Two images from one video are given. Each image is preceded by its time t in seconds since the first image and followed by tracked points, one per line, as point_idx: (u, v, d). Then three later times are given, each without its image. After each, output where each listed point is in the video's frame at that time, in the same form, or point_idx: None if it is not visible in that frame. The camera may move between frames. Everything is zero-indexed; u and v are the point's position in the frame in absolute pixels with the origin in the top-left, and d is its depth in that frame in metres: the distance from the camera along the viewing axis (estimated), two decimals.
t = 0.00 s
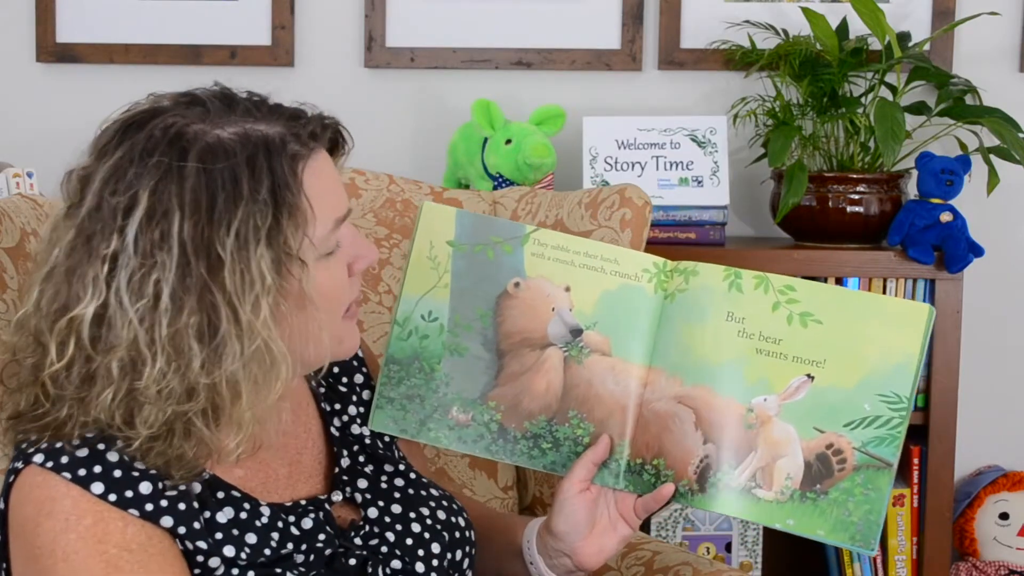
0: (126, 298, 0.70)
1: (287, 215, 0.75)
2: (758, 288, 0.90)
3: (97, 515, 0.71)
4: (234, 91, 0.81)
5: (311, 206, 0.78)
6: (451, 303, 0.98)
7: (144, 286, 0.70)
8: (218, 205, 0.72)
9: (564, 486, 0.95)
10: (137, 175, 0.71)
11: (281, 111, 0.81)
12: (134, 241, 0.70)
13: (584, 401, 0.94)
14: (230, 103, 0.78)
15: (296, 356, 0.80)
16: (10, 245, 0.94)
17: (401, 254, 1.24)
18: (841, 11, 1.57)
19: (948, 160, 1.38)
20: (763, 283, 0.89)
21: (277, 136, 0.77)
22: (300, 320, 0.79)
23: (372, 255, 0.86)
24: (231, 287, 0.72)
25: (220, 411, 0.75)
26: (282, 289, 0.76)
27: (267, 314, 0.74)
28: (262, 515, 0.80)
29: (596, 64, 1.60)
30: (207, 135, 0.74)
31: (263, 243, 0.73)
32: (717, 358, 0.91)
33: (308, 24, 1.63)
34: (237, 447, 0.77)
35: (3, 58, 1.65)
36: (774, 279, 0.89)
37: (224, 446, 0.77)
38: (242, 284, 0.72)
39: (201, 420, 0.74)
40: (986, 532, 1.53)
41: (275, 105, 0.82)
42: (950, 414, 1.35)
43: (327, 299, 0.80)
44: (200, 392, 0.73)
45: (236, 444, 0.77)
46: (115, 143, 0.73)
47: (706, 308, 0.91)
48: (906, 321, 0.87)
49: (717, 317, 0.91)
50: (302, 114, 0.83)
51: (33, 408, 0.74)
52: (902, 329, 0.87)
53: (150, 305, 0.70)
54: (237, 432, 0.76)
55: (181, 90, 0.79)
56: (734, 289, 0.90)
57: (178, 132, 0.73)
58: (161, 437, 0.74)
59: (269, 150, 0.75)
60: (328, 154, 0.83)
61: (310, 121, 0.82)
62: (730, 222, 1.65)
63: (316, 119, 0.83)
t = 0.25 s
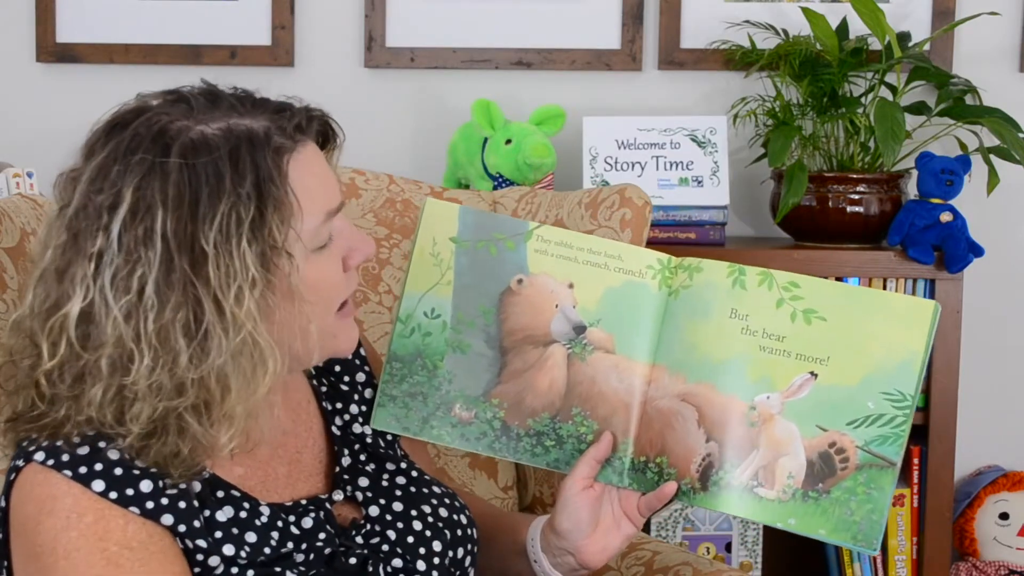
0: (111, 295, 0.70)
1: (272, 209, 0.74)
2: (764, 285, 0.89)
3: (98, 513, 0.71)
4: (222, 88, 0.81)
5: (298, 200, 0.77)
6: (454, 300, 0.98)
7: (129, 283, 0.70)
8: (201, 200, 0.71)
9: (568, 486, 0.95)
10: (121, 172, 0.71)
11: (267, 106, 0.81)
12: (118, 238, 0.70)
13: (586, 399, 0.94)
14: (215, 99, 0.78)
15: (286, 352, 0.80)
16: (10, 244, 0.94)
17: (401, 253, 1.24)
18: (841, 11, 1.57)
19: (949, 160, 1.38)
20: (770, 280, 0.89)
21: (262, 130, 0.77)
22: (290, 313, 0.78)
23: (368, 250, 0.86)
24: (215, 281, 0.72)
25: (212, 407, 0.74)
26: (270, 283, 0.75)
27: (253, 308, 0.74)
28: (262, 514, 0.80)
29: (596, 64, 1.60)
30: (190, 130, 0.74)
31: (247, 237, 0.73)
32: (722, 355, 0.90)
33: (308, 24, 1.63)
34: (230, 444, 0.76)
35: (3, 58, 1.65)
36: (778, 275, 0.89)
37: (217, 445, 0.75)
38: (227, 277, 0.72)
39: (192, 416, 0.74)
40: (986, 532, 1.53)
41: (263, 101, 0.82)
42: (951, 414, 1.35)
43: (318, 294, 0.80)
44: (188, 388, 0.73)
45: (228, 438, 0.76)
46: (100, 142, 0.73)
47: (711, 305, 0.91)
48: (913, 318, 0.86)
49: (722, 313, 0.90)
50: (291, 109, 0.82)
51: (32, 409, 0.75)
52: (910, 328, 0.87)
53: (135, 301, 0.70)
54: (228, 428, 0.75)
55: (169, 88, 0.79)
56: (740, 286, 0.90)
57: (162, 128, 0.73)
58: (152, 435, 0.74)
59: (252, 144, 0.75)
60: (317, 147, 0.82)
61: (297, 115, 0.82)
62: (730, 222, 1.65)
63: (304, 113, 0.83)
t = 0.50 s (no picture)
0: (101, 291, 0.70)
1: (264, 207, 0.74)
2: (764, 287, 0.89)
3: (95, 513, 0.71)
4: (217, 87, 0.81)
5: (291, 198, 0.77)
6: (454, 301, 0.98)
7: (119, 280, 0.70)
8: (192, 197, 0.71)
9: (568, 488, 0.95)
10: (112, 169, 0.71)
11: (262, 105, 0.81)
12: (109, 235, 0.70)
13: (586, 400, 0.95)
14: (208, 97, 0.78)
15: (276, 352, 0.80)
16: (10, 244, 0.94)
17: (401, 254, 1.24)
18: (841, 11, 1.57)
19: (949, 160, 1.38)
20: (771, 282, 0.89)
21: (255, 128, 0.77)
22: (281, 311, 0.78)
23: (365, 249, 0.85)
24: (205, 278, 0.72)
25: (202, 405, 0.74)
26: (261, 281, 0.75)
27: (244, 306, 0.73)
28: (260, 514, 0.80)
29: (596, 64, 1.60)
30: (182, 128, 0.74)
31: (238, 234, 0.72)
32: (722, 356, 0.90)
33: (308, 24, 1.63)
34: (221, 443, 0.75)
35: (3, 58, 1.65)
36: (779, 277, 0.89)
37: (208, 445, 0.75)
38: (217, 275, 0.72)
39: (182, 414, 0.73)
40: (986, 532, 1.53)
41: (258, 100, 0.82)
42: (950, 414, 1.35)
43: (313, 293, 0.80)
44: (178, 385, 0.72)
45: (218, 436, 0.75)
46: (93, 140, 0.73)
47: (711, 306, 0.91)
48: (912, 319, 0.86)
49: (722, 314, 0.90)
50: (286, 109, 0.82)
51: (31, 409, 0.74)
52: (912, 328, 0.86)
53: (125, 298, 0.70)
54: (219, 426, 0.75)
55: (164, 87, 0.80)
56: (740, 288, 0.90)
57: (154, 126, 0.73)
58: (144, 433, 0.73)
59: (245, 142, 0.75)
60: (312, 146, 0.82)
61: (291, 114, 0.82)
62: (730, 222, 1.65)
63: (299, 113, 0.83)
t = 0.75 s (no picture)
0: (103, 294, 0.70)
1: (265, 208, 0.74)
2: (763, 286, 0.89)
3: (94, 514, 0.71)
4: (218, 87, 0.81)
5: (293, 200, 0.77)
6: (454, 301, 0.98)
7: (121, 283, 0.70)
8: (193, 200, 0.71)
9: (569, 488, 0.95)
10: (114, 172, 0.71)
11: (262, 104, 0.81)
12: (111, 238, 0.70)
13: (585, 400, 0.95)
14: (208, 97, 0.78)
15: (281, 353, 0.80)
16: (10, 245, 0.94)
17: (401, 254, 1.24)
18: (841, 10, 1.57)
19: (948, 160, 1.38)
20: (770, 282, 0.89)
21: (255, 128, 0.77)
22: (285, 313, 0.78)
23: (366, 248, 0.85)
24: (207, 280, 0.72)
25: (204, 408, 0.74)
26: (263, 282, 0.75)
27: (246, 307, 0.74)
28: (261, 514, 0.80)
29: (596, 64, 1.60)
30: (183, 129, 0.74)
31: (240, 237, 0.73)
32: (722, 356, 0.90)
33: (308, 24, 1.63)
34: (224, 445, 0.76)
35: (3, 58, 1.65)
36: (778, 277, 0.88)
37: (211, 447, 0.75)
38: (219, 277, 0.72)
39: (184, 417, 0.74)
40: (986, 532, 1.53)
41: (258, 99, 0.81)
42: (950, 414, 1.35)
43: (317, 293, 0.80)
44: (181, 388, 0.73)
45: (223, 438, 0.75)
46: (94, 142, 0.73)
47: (710, 307, 0.91)
48: (911, 319, 0.86)
49: (721, 314, 0.90)
50: (287, 108, 0.82)
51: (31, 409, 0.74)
52: (912, 326, 0.86)
53: (127, 301, 0.70)
54: (222, 428, 0.75)
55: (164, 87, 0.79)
56: (739, 288, 0.90)
57: (155, 128, 0.73)
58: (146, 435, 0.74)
59: (245, 143, 0.75)
60: (313, 146, 0.82)
61: (292, 113, 0.82)
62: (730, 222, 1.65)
63: (299, 112, 0.82)
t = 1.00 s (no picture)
0: (125, 297, 0.69)
1: (284, 211, 0.75)
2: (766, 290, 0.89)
3: (96, 514, 0.71)
4: (227, 89, 0.81)
5: (309, 203, 0.78)
6: (454, 300, 0.98)
7: (143, 286, 0.70)
8: (215, 203, 0.72)
9: (568, 488, 0.96)
10: (133, 174, 0.70)
11: (274, 106, 0.81)
12: (132, 241, 0.69)
13: (586, 401, 0.95)
14: (222, 99, 0.78)
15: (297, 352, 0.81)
16: (10, 245, 0.94)
17: (401, 254, 1.24)
18: (841, 10, 1.57)
19: (948, 160, 1.38)
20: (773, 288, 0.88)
21: (271, 131, 0.77)
22: (299, 315, 0.79)
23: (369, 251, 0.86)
24: (229, 283, 0.72)
25: (221, 410, 0.75)
26: (281, 285, 0.76)
27: (265, 310, 0.74)
28: (261, 514, 0.80)
29: (596, 64, 1.60)
30: (201, 132, 0.73)
31: (261, 240, 0.73)
32: (723, 360, 0.90)
33: (307, 24, 1.63)
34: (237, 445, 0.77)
35: (3, 57, 1.65)
36: (782, 282, 0.88)
37: (224, 445, 0.77)
38: (241, 280, 0.72)
39: (201, 420, 0.74)
40: (986, 532, 1.53)
41: (268, 102, 0.81)
42: (950, 414, 1.35)
43: (328, 294, 0.80)
44: (200, 390, 0.73)
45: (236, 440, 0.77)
46: (109, 143, 0.73)
47: (711, 311, 0.91)
48: (914, 327, 0.86)
49: (722, 316, 0.90)
50: (297, 111, 0.83)
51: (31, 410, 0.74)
52: (913, 332, 0.86)
53: (149, 305, 0.70)
54: (238, 431, 0.76)
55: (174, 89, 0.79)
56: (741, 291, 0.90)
57: (173, 131, 0.73)
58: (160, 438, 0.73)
59: (264, 146, 0.75)
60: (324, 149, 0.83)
61: (304, 115, 0.82)
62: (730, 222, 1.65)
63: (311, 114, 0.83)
